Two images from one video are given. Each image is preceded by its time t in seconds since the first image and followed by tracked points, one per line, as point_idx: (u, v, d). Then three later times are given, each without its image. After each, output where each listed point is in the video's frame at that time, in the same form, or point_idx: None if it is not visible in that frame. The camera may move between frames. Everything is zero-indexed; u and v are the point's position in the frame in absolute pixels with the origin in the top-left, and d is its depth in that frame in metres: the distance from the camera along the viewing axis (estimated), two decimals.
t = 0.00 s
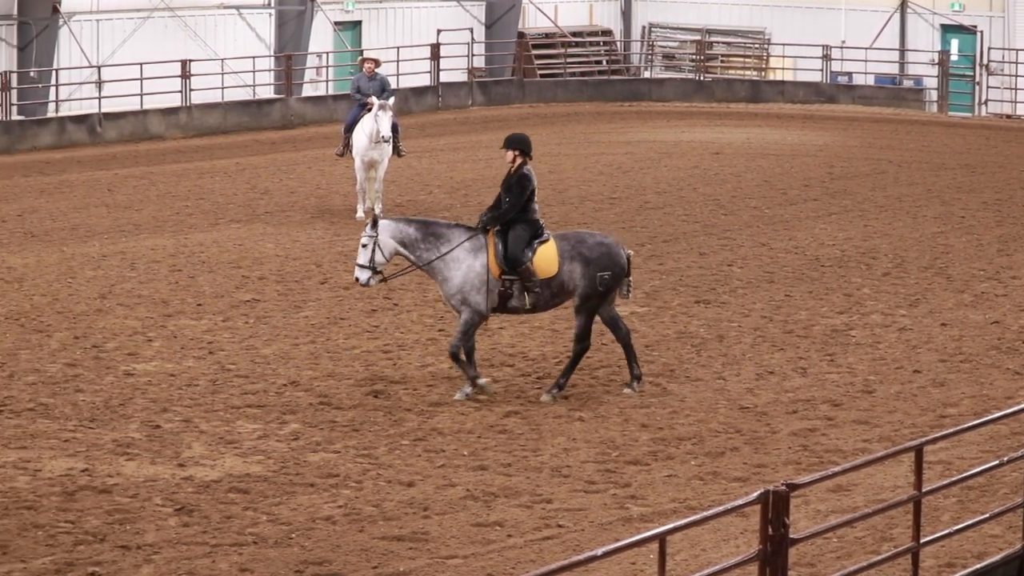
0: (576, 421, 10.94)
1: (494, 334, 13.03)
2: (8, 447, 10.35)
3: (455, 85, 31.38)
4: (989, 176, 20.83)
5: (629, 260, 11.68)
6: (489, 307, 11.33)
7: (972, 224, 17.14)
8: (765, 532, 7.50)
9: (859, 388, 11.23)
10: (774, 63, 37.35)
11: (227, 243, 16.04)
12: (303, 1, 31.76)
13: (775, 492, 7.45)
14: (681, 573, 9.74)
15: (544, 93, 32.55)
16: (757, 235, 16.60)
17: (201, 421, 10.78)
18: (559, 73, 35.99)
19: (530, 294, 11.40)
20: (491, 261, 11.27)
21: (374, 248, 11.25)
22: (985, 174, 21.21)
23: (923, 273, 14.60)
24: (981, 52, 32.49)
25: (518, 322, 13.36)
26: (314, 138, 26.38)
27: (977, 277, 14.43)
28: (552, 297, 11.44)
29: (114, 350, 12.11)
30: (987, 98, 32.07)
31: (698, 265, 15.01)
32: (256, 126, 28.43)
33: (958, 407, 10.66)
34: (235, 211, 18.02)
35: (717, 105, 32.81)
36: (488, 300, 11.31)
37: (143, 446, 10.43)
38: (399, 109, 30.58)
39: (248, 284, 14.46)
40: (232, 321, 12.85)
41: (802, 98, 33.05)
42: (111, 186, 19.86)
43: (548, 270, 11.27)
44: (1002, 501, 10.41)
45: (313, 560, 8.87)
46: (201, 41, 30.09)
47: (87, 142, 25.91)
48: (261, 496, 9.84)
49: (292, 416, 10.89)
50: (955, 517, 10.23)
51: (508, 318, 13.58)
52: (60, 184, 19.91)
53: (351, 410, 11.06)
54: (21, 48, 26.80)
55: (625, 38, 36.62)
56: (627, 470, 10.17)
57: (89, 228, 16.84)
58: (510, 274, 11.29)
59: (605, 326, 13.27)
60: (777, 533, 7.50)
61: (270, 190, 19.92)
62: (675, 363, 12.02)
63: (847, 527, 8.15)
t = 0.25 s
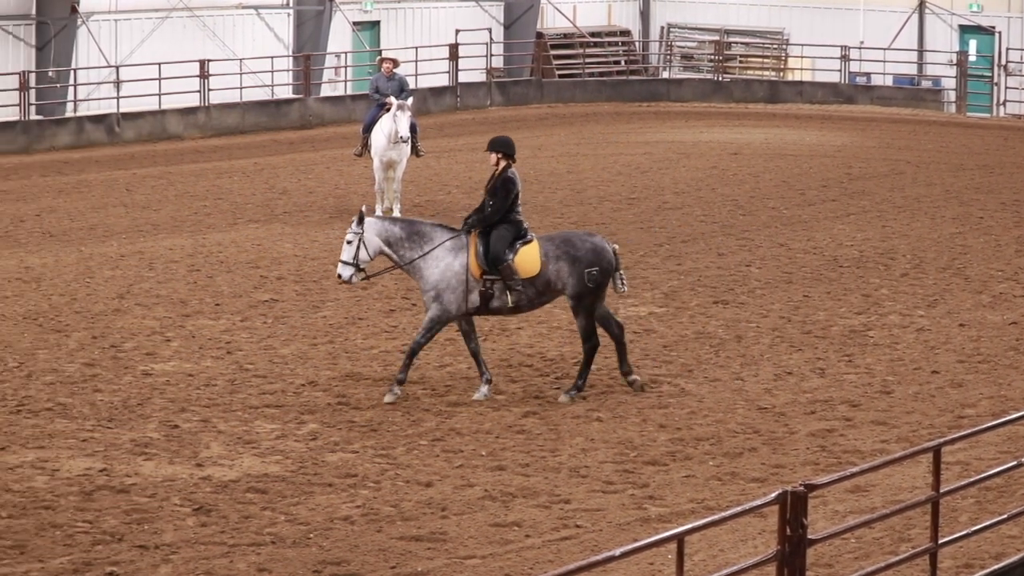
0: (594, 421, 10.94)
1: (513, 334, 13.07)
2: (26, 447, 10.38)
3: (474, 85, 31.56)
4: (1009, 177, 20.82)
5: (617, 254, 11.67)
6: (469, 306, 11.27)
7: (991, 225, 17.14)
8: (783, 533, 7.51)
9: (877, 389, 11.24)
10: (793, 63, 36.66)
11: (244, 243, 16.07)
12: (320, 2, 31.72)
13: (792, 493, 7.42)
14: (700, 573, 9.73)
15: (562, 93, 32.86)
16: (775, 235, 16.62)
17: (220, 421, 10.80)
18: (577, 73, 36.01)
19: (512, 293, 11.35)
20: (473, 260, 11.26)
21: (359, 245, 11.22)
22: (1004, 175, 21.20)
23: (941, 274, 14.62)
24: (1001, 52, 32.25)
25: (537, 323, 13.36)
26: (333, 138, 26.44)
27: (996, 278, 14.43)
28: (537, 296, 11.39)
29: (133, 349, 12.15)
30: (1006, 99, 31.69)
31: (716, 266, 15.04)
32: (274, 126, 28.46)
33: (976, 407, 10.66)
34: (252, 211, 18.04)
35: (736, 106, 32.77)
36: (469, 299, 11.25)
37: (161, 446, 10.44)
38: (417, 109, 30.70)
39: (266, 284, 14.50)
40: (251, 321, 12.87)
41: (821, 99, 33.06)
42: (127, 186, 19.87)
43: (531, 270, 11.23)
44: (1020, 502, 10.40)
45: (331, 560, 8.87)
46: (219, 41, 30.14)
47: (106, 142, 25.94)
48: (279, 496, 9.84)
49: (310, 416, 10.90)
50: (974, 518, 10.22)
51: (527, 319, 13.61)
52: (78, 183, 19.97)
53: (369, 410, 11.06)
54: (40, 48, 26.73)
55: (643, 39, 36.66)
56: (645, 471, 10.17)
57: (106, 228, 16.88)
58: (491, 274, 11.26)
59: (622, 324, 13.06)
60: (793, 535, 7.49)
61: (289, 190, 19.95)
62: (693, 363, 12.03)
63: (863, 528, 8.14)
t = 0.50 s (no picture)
0: (614, 421, 10.94)
1: (535, 334, 13.11)
2: (47, 446, 10.41)
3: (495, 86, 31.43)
4: None
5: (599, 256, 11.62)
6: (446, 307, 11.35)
7: (1013, 226, 17.14)
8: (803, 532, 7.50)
9: (897, 389, 11.24)
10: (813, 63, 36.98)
11: (263, 242, 16.09)
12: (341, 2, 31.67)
13: (812, 493, 7.39)
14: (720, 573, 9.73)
15: (583, 94, 32.67)
16: (796, 235, 16.64)
17: (240, 421, 10.82)
18: (598, 73, 35.99)
19: (488, 291, 11.34)
20: (450, 260, 11.30)
21: (341, 242, 11.38)
22: None
23: (961, 274, 14.64)
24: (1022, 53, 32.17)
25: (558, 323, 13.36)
26: (355, 138, 26.44)
27: (1017, 279, 14.44)
28: (514, 295, 11.36)
29: (153, 349, 12.18)
30: None
31: (736, 266, 15.05)
32: (294, 126, 28.47)
33: (995, 409, 10.67)
34: (271, 211, 18.06)
35: (756, 106, 32.77)
36: (446, 299, 11.33)
37: (181, 445, 10.46)
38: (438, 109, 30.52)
39: (286, 284, 14.53)
40: (270, 321, 12.91)
41: (842, 99, 33.00)
42: (146, 185, 19.91)
43: (506, 268, 11.23)
44: None
45: (351, 560, 8.86)
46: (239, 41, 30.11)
47: (126, 142, 25.97)
48: (299, 496, 9.84)
49: (329, 416, 10.91)
50: (993, 519, 10.22)
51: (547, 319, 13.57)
52: (98, 183, 20.02)
53: (388, 410, 11.08)
54: (60, 48, 27.04)
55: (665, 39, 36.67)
56: (665, 471, 10.17)
57: (124, 228, 16.93)
58: (468, 272, 11.29)
59: (642, 325, 13.05)
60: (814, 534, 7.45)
61: (309, 190, 19.97)
62: (713, 363, 12.05)
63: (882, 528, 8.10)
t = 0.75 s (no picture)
0: (629, 421, 10.94)
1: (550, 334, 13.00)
2: (62, 446, 10.43)
3: (509, 85, 31.59)
4: None
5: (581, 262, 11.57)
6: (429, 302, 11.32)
7: None
8: (818, 534, 7.47)
9: (912, 390, 11.25)
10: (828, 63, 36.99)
11: (277, 243, 16.12)
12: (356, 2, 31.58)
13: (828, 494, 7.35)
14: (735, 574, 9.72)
15: (598, 94, 32.90)
16: (812, 235, 16.66)
17: (255, 421, 10.83)
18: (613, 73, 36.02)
19: (469, 292, 11.34)
20: (429, 256, 11.27)
21: (316, 249, 11.27)
22: None
23: (976, 275, 14.65)
24: None
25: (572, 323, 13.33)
26: (371, 138, 26.54)
27: None
28: (496, 298, 11.34)
29: (168, 350, 12.21)
30: None
31: (751, 266, 15.07)
32: (310, 126, 28.49)
33: (1011, 409, 10.67)
34: (286, 211, 18.11)
35: (772, 107, 32.77)
36: (429, 294, 11.30)
37: (196, 445, 10.47)
38: (453, 110, 30.70)
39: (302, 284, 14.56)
40: (285, 321, 12.95)
41: (856, 100, 32.96)
42: (160, 186, 19.96)
43: (488, 270, 11.19)
44: None
45: (366, 560, 8.86)
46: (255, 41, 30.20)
47: (141, 142, 26.04)
48: (314, 495, 9.83)
49: (344, 416, 10.91)
50: (1008, 520, 10.22)
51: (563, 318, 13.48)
52: (113, 183, 20.07)
53: (402, 410, 11.10)
54: (76, 48, 27.10)
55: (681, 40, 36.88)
56: (680, 471, 10.17)
57: (138, 228, 16.98)
58: (449, 270, 11.27)
59: (657, 325, 13.05)
60: (829, 536, 7.42)
61: (324, 190, 19.97)
62: (728, 363, 12.05)
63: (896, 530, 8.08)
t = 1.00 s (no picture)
0: (649, 422, 10.94)
1: (569, 334, 12.97)
2: (81, 445, 10.46)
3: (530, 86, 31.82)
4: None
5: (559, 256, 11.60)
6: (407, 309, 11.27)
7: None
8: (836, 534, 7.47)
9: (931, 391, 11.27)
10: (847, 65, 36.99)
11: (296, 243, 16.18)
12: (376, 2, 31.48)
13: (846, 495, 7.34)
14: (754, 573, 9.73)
15: (618, 95, 32.69)
16: (833, 236, 16.69)
17: (274, 421, 10.86)
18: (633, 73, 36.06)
19: (448, 294, 11.34)
20: (409, 261, 11.22)
21: (300, 241, 11.28)
22: None
23: (998, 276, 14.67)
24: None
25: (591, 322, 13.35)
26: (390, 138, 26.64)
27: None
28: (473, 297, 11.39)
29: (187, 350, 12.26)
30: None
31: (771, 266, 15.11)
32: (330, 126, 28.52)
33: None
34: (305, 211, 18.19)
35: (793, 108, 32.61)
36: (407, 300, 11.26)
37: (216, 445, 10.49)
38: (473, 109, 30.88)
39: (322, 284, 14.63)
40: (305, 322, 13.00)
41: (876, 100, 32.87)
42: (178, 187, 20.06)
43: (466, 270, 11.22)
44: None
45: (385, 560, 8.86)
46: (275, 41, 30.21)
47: (160, 142, 26.17)
48: (333, 496, 9.83)
49: (363, 416, 10.93)
50: None
51: (582, 317, 13.49)
52: (133, 184, 20.18)
53: (420, 409, 11.12)
54: (94, 48, 27.07)
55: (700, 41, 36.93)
56: (699, 472, 10.17)
57: (156, 228, 17.07)
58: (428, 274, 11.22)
59: (677, 326, 13.06)
60: (847, 536, 7.43)
61: (344, 190, 19.95)
62: (747, 364, 12.07)
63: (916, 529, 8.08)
